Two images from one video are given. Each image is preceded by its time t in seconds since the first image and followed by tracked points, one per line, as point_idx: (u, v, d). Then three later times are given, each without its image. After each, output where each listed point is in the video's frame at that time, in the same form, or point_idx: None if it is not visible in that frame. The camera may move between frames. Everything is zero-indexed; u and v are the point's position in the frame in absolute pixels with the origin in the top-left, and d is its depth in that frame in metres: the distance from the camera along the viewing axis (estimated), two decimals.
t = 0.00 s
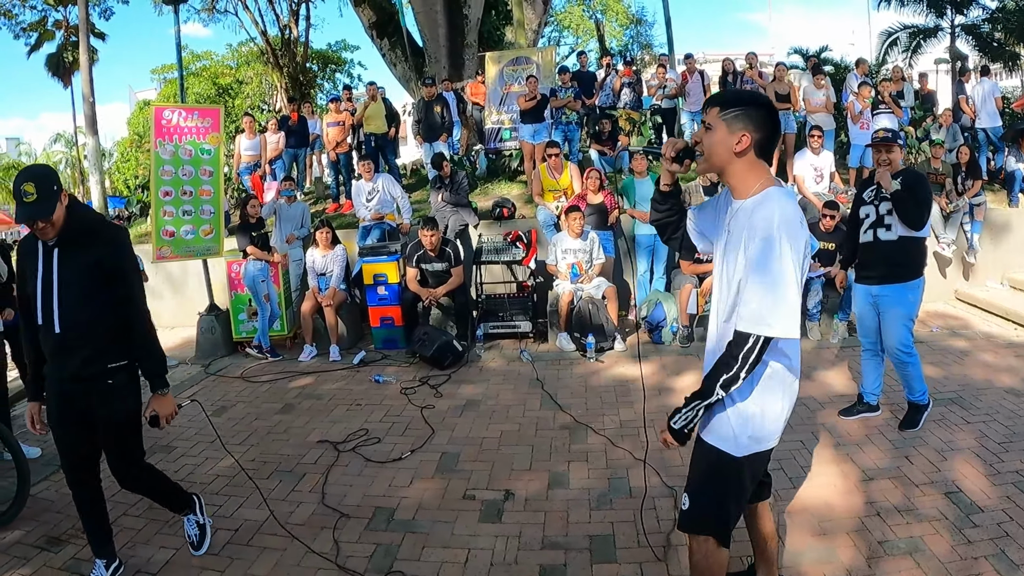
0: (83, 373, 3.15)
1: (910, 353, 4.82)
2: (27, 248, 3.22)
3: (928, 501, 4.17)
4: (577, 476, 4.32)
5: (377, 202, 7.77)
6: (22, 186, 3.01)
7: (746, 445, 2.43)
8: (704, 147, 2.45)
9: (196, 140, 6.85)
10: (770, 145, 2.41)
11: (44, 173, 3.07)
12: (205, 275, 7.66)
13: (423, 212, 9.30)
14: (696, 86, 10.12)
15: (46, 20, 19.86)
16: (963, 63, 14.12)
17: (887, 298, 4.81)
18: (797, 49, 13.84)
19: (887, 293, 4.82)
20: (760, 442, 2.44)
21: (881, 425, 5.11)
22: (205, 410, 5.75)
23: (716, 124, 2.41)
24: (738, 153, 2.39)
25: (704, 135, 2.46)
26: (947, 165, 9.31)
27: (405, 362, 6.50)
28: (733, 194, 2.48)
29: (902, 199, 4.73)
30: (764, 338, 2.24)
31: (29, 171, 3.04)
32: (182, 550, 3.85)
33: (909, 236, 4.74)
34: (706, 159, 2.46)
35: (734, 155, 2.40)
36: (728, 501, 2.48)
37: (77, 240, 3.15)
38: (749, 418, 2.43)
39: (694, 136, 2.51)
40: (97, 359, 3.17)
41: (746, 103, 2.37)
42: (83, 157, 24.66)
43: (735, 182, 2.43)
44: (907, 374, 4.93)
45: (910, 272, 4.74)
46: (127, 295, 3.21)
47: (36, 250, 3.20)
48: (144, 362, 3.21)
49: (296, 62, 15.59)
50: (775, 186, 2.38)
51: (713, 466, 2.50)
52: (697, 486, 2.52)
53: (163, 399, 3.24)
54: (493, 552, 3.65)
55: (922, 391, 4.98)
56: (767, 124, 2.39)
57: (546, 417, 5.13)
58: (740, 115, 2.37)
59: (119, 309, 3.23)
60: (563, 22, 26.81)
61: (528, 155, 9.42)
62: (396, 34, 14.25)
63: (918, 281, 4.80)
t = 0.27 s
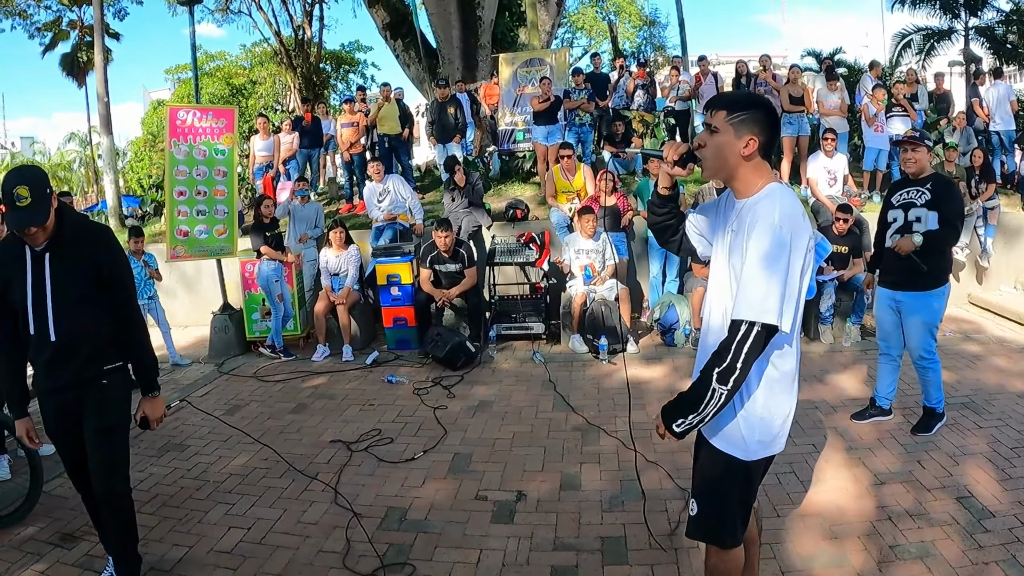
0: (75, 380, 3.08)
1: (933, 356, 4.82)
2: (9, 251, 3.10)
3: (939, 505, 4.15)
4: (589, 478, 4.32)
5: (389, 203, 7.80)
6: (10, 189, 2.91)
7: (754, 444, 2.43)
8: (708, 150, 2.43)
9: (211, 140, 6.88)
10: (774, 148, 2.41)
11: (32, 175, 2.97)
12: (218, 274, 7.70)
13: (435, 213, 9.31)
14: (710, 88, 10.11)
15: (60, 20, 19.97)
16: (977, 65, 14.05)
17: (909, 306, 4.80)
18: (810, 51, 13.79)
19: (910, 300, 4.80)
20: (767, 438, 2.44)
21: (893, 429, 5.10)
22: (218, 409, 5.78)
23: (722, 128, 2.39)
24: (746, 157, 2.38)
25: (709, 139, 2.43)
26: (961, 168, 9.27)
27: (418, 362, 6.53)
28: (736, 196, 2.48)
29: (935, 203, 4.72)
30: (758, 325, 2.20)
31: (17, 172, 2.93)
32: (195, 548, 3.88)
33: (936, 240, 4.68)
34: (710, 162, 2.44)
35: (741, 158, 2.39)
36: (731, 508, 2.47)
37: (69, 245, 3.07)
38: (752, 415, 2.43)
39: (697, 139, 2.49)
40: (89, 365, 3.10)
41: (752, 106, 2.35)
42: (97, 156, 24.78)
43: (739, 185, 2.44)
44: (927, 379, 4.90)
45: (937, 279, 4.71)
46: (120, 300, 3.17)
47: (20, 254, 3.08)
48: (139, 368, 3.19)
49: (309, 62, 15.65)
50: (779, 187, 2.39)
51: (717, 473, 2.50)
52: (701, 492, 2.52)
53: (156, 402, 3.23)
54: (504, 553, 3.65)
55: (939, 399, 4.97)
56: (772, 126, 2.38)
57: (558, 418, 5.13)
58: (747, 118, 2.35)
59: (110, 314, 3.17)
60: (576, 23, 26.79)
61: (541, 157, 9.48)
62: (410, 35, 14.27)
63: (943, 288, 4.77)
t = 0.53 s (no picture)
0: (73, 400, 2.90)
1: (962, 360, 4.79)
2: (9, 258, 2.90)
3: (951, 510, 4.14)
4: (602, 479, 4.33)
5: (402, 204, 7.84)
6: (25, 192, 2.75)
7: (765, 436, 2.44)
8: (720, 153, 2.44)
9: (226, 140, 6.92)
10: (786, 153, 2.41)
11: (46, 179, 2.81)
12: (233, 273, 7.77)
13: (449, 214, 9.36)
14: (724, 90, 10.11)
15: (75, 19, 20.10)
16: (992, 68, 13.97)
17: (942, 310, 4.81)
18: (824, 53, 13.76)
19: (943, 305, 4.81)
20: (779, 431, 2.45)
21: (906, 433, 5.08)
22: (232, 407, 5.82)
23: (733, 131, 2.39)
24: (757, 160, 2.39)
25: (720, 143, 2.44)
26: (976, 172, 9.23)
27: (431, 362, 6.55)
28: (746, 198, 2.49)
29: (969, 215, 4.69)
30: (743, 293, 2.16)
31: (30, 174, 2.78)
32: (208, 544, 3.90)
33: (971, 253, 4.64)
34: (723, 167, 2.44)
35: (753, 161, 2.40)
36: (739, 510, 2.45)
37: (78, 257, 2.89)
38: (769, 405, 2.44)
39: (708, 144, 2.49)
40: (89, 385, 2.92)
41: (762, 110, 2.36)
42: (111, 155, 24.93)
43: (750, 188, 2.45)
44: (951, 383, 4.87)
45: (970, 286, 4.70)
46: (124, 318, 2.98)
47: (20, 261, 2.88)
48: (141, 390, 3.01)
49: (324, 63, 15.73)
50: (790, 189, 2.39)
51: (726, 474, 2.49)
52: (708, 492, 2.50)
53: (156, 428, 3.04)
54: (517, 553, 3.66)
55: (957, 404, 4.94)
56: (783, 130, 2.39)
57: (571, 419, 5.14)
58: (759, 122, 2.35)
59: (113, 332, 2.99)
60: (590, 24, 26.80)
61: (555, 158, 9.53)
62: (424, 36, 14.31)
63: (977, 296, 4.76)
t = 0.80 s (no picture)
0: (81, 407, 2.60)
1: (982, 364, 4.80)
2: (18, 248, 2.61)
3: (964, 515, 4.11)
4: (615, 481, 4.33)
5: (417, 204, 7.86)
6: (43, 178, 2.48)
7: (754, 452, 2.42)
8: (713, 158, 2.43)
9: (241, 140, 6.96)
10: (779, 152, 2.42)
11: (66, 165, 2.54)
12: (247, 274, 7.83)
13: (464, 215, 9.42)
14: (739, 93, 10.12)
15: (91, 19, 20.23)
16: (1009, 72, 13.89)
17: (965, 312, 4.81)
18: (838, 56, 13.71)
19: (966, 308, 4.80)
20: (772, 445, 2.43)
21: (919, 437, 5.06)
22: (245, 406, 5.85)
23: (726, 134, 2.39)
24: (752, 161, 2.39)
25: (713, 147, 2.43)
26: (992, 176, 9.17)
27: (444, 363, 6.58)
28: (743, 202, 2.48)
29: (995, 218, 4.65)
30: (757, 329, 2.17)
31: (49, 160, 2.50)
32: (221, 542, 3.93)
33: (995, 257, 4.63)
34: (718, 172, 2.44)
35: (747, 163, 2.40)
36: (735, 520, 2.47)
37: (94, 252, 2.59)
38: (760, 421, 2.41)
39: (702, 149, 2.48)
40: (99, 390, 2.61)
41: (753, 110, 2.36)
42: (126, 155, 25.05)
43: (747, 192, 2.44)
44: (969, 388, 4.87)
45: (993, 291, 4.69)
46: (138, 320, 2.66)
47: (30, 252, 2.59)
48: (154, 400, 2.69)
49: (338, 64, 15.81)
50: (790, 197, 2.38)
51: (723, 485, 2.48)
52: (705, 502, 2.51)
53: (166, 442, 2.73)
54: (530, 554, 3.67)
55: (972, 409, 4.92)
56: (776, 129, 2.39)
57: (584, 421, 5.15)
58: (750, 122, 2.35)
59: (126, 333, 2.68)
60: (604, 27, 26.79)
61: (569, 160, 9.56)
62: (438, 37, 14.35)
63: (1000, 301, 4.74)
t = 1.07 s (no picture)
0: (99, 410, 2.54)
1: (1001, 368, 4.78)
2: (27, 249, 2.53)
3: (977, 521, 4.08)
4: (628, 483, 4.33)
5: (433, 205, 7.93)
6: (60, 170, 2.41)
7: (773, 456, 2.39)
8: (725, 163, 2.40)
9: (256, 139, 7.00)
10: (789, 150, 2.41)
11: (84, 157, 2.48)
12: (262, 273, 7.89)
13: (479, 215, 9.46)
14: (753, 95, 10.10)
15: (106, 19, 20.36)
16: None
17: (987, 316, 4.78)
18: (854, 59, 13.66)
19: (987, 311, 4.77)
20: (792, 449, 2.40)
21: (933, 442, 5.03)
22: (258, 404, 5.88)
23: (738, 139, 2.35)
24: (765, 161, 2.37)
25: (724, 152, 2.39)
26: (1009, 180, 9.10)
27: (457, 363, 6.61)
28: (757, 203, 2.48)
29: (1018, 220, 4.59)
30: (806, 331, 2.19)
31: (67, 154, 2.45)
32: (232, 539, 3.95)
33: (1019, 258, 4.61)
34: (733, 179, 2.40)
35: (760, 163, 2.37)
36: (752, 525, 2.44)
37: (112, 248, 2.57)
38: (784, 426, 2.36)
39: (712, 154, 2.44)
40: (120, 392, 2.57)
41: (761, 110, 2.33)
42: (141, 154, 25.19)
43: (762, 193, 2.42)
44: (985, 391, 4.84)
45: (1015, 292, 4.68)
46: (153, 319, 2.63)
47: (41, 251, 2.52)
48: (174, 400, 2.65)
49: (352, 64, 15.87)
50: (803, 195, 2.36)
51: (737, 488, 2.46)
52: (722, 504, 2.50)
53: (183, 444, 2.62)
54: (542, 555, 3.67)
55: (987, 413, 4.89)
56: (783, 127, 2.38)
57: (597, 423, 5.15)
58: (761, 123, 2.32)
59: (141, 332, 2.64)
60: (618, 29, 26.76)
61: (583, 162, 9.57)
62: (453, 38, 14.37)
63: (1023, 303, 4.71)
